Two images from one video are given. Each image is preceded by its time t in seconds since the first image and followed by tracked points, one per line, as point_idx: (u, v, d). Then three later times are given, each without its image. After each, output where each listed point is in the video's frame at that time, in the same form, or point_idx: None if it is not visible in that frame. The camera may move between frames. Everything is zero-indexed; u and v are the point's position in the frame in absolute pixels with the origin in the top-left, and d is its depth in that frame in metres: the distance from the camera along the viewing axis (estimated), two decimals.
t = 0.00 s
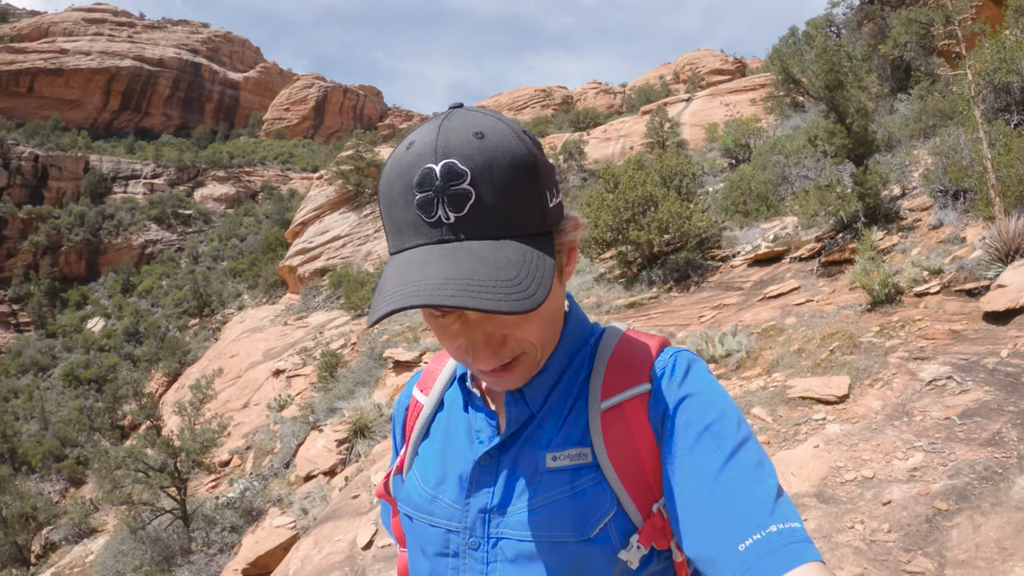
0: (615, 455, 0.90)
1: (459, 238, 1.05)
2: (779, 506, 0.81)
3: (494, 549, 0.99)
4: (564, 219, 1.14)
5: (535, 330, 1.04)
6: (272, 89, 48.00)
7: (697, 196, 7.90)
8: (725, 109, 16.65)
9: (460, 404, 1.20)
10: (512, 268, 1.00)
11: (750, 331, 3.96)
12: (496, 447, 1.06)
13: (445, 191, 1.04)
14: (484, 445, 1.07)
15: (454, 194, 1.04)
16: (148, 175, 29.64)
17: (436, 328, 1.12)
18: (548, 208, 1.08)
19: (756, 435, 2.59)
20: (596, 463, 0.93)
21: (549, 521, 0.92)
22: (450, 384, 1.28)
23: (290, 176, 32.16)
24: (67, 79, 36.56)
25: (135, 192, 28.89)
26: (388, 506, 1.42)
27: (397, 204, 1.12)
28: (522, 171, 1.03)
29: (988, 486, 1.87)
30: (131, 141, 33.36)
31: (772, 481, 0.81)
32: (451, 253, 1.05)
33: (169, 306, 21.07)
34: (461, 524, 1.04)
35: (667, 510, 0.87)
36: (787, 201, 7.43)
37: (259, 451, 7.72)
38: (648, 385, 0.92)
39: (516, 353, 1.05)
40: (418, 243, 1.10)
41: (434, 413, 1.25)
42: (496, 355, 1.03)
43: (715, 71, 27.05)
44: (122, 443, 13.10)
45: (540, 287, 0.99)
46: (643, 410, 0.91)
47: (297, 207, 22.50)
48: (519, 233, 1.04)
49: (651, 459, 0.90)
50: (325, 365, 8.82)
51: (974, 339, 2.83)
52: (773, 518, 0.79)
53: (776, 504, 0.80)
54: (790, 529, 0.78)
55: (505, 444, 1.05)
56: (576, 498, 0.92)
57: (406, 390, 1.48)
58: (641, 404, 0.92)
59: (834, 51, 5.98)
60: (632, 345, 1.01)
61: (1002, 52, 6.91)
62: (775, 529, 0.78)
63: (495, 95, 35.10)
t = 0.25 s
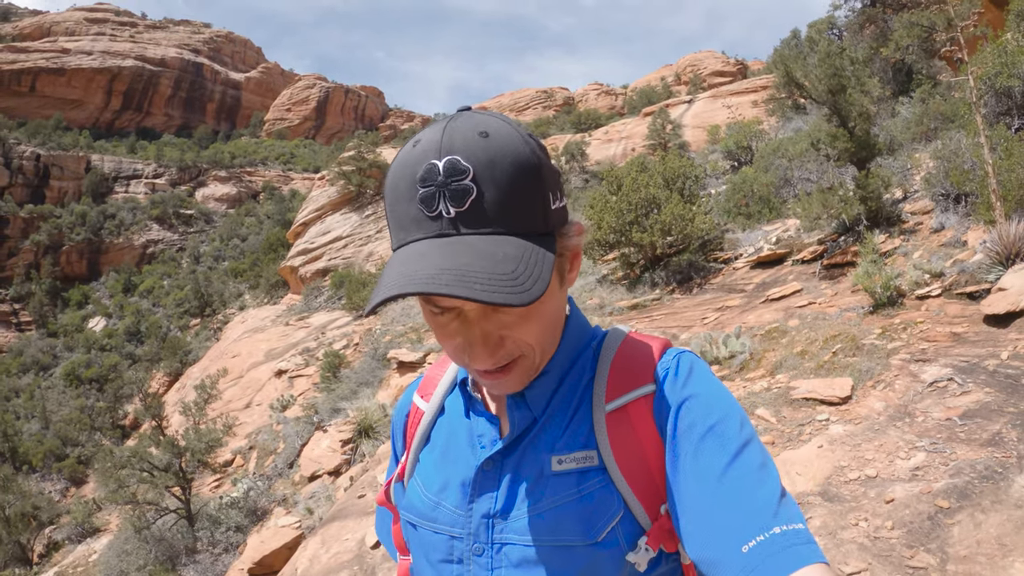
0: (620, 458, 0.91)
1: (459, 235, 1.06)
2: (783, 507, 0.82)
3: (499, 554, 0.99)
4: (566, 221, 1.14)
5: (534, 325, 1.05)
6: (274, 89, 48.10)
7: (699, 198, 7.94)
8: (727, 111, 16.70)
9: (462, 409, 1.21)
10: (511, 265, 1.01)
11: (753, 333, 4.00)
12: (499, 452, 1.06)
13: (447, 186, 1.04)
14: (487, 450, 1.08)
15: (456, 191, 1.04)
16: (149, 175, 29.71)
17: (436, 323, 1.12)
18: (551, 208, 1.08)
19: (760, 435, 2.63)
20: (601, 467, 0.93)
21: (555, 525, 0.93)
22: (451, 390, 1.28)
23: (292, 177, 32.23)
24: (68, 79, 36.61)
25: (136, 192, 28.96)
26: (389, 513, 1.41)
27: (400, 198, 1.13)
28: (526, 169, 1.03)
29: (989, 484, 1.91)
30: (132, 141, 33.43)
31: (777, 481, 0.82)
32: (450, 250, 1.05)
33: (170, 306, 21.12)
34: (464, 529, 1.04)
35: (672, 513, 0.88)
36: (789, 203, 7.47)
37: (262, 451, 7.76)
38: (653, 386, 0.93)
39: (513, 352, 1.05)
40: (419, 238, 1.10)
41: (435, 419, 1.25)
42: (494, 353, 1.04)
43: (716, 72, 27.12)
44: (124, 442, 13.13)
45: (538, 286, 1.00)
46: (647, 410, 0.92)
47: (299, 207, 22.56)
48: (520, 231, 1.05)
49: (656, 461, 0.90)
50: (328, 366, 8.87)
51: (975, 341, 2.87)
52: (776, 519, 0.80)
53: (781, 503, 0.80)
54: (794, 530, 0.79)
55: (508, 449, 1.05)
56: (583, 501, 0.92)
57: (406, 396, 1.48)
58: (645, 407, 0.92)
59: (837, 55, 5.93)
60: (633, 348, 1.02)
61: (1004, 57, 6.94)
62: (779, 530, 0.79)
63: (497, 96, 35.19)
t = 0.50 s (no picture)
0: (618, 455, 0.90)
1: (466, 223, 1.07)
2: (782, 504, 0.82)
3: (496, 554, 0.98)
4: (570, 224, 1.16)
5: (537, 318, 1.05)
6: (275, 87, 48.15)
7: (702, 199, 7.97)
8: (729, 112, 16.73)
9: (457, 411, 1.20)
10: (516, 254, 1.02)
11: (754, 334, 4.03)
12: (495, 453, 1.05)
13: (456, 176, 1.06)
14: (483, 451, 1.07)
15: (464, 181, 1.06)
16: (151, 173, 29.77)
17: (437, 316, 1.12)
18: (556, 209, 1.10)
19: (762, 434, 2.66)
20: (599, 466, 0.92)
21: (552, 526, 0.92)
22: (447, 393, 1.26)
23: (293, 175, 32.30)
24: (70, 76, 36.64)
25: (138, 189, 29.02)
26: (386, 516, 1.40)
27: (409, 190, 1.14)
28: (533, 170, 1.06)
29: (985, 483, 1.95)
30: (134, 139, 33.50)
31: (774, 476, 0.82)
32: (454, 237, 1.06)
33: (172, 304, 21.17)
34: (462, 530, 1.03)
35: (671, 512, 0.87)
36: (790, 204, 7.51)
37: (265, 449, 7.81)
38: (650, 385, 0.93)
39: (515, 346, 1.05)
40: (425, 229, 1.11)
41: (432, 422, 1.23)
42: (496, 343, 1.03)
43: (719, 73, 27.14)
44: (124, 440, 13.15)
45: (543, 274, 1.00)
46: (645, 410, 0.92)
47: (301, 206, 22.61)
48: (524, 226, 1.06)
49: (654, 459, 0.90)
50: (330, 364, 8.90)
51: (973, 343, 2.91)
52: (776, 516, 0.80)
53: (778, 497, 0.80)
54: (793, 526, 0.79)
55: (504, 448, 1.05)
56: (582, 501, 0.91)
57: (402, 400, 1.46)
58: (643, 404, 0.92)
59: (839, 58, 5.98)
60: (631, 347, 1.02)
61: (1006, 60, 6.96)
62: (777, 527, 0.79)
63: (499, 95, 35.22)
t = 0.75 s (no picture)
0: (620, 459, 0.91)
1: (476, 216, 1.08)
2: (782, 513, 0.85)
3: (491, 553, 0.99)
4: (582, 230, 1.16)
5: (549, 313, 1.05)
6: (278, 87, 48.29)
7: (703, 201, 8.00)
8: (732, 114, 16.76)
9: (457, 410, 1.21)
10: (529, 250, 1.01)
11: (755, 334, 4.08)
12: (493, 452, 1.06)
13: (477, 170, 1.07)
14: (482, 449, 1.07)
15: (484, 174, 1.07)
16: (154, 172, 29.91)
17: (447, 310, 1.11)
18: (570, 212, 1.11)
19: (761, 433, 2.71)
20: (601, 470, 0.93)
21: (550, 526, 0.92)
22: (449, 392, 1.27)
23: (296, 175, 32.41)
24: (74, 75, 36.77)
25: (141, 188, 29.15)
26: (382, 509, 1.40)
27: (427, 183, 1.15)
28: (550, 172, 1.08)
29: (978, 479, 2.00)
30: (137, 138, 33.66)
31: (775, 488, 0.85)
32: (469, 227, 1.06)
33: (174, 302, 21.25)
34: (458, 525, 1.03)
35: (672, 519, 0.88)
36: (792, 206, 7.55)
37: (268, 447, 7.86)
38: (654, 392, 0.95)
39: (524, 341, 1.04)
40: (442, 219, 1.12)
41: (433, 419, 1.24)
42: (505, 339, 1.03)
43: (721, 74, 27.17)
44: (127, 438, 13.21)
45: (557, 267, 1.01)
46: (649, 417, 0.93)
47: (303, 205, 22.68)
48: (541, 221, 1.07)
49: (656, 464, 0.91)
50: (334, 364, 8.95)
51: (970, 343, 2.95)
52: (777, 526, 0.82)
53: (778, 511, 0.82)
54: (791, 537, 0.82)
55: (503, 448, 1.05)
56: (581, 504, 0.91)
57: (405, 396, 1.48)
58: (647, 411, 0.94)
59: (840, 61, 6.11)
60: (636, 354, 1.03)
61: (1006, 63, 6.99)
62: (778, 537, 0.81)
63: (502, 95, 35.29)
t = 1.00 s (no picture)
0: (617, 470, 0.93)
1: (523, 146, 1.10)
2: (784, 537, 0.87)
3: (477, 556, 1.00)
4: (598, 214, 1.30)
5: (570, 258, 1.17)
6: (284, 88, 48.57)
7: (707, 203, 8.06)
8: (736, 116, 16.82)
9: (456, 409, 1.26)
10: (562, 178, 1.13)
11: (755, 336, 4.14)
12: (489, 453, 1.09)
13: (518, 116, 1.19)
14: (478, 449, 1.11)
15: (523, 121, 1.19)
16: (160, 172, 30.18)
17: (471, 247, 1.24)
18: (593, 180, 1.23)
19: (758, 431, 2.78)
20: (598, 481, 0.95)
21: (540, 531, 0.94)
22: (448, 389, 1.34)
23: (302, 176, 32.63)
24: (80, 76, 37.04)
25: (147, 188, 29.41)
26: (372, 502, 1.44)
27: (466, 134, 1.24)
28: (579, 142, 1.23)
29: (968, 476, 2.06)
30: (143, 139, 33.97)
31: (778, 513, 0.86)
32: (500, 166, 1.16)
33: (180, 302, 21.43)
34: (447, 526, 1.05)
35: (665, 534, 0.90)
36: (795, 209, 7.60)
37: (274, 446, 7.96)
38: (658, 406, 0.97)
39: (542, 283, 1.16)
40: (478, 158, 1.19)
41: (429, 416, 1.30)
42: (528, 271, 1.15)
43: (726, 76, 27.23)
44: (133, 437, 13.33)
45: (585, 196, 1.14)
46: (653, 432, 0.95)
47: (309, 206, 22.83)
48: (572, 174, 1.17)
49: (654, 480, 0.93)
50: (340, 364, 9.05)
51: (966, 345, 3.01)
52: (777, 550, 0.84)
53: (779, 540, 0.84)
54: (792, 560, 0.83)
55: (499, 451, 1.09)
56: (574, 514, 0.93)
57: (404, 391, 1.55)
58: (650, 425, 0.96)
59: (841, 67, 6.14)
60: (641, 365, 1.06)
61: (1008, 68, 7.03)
62: (778, 561, 0.83)
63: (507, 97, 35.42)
